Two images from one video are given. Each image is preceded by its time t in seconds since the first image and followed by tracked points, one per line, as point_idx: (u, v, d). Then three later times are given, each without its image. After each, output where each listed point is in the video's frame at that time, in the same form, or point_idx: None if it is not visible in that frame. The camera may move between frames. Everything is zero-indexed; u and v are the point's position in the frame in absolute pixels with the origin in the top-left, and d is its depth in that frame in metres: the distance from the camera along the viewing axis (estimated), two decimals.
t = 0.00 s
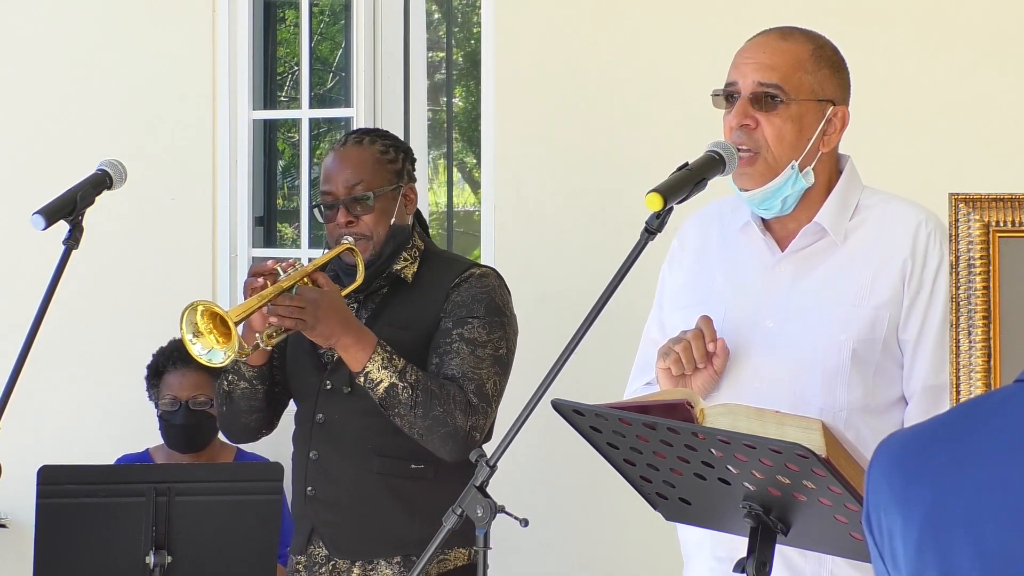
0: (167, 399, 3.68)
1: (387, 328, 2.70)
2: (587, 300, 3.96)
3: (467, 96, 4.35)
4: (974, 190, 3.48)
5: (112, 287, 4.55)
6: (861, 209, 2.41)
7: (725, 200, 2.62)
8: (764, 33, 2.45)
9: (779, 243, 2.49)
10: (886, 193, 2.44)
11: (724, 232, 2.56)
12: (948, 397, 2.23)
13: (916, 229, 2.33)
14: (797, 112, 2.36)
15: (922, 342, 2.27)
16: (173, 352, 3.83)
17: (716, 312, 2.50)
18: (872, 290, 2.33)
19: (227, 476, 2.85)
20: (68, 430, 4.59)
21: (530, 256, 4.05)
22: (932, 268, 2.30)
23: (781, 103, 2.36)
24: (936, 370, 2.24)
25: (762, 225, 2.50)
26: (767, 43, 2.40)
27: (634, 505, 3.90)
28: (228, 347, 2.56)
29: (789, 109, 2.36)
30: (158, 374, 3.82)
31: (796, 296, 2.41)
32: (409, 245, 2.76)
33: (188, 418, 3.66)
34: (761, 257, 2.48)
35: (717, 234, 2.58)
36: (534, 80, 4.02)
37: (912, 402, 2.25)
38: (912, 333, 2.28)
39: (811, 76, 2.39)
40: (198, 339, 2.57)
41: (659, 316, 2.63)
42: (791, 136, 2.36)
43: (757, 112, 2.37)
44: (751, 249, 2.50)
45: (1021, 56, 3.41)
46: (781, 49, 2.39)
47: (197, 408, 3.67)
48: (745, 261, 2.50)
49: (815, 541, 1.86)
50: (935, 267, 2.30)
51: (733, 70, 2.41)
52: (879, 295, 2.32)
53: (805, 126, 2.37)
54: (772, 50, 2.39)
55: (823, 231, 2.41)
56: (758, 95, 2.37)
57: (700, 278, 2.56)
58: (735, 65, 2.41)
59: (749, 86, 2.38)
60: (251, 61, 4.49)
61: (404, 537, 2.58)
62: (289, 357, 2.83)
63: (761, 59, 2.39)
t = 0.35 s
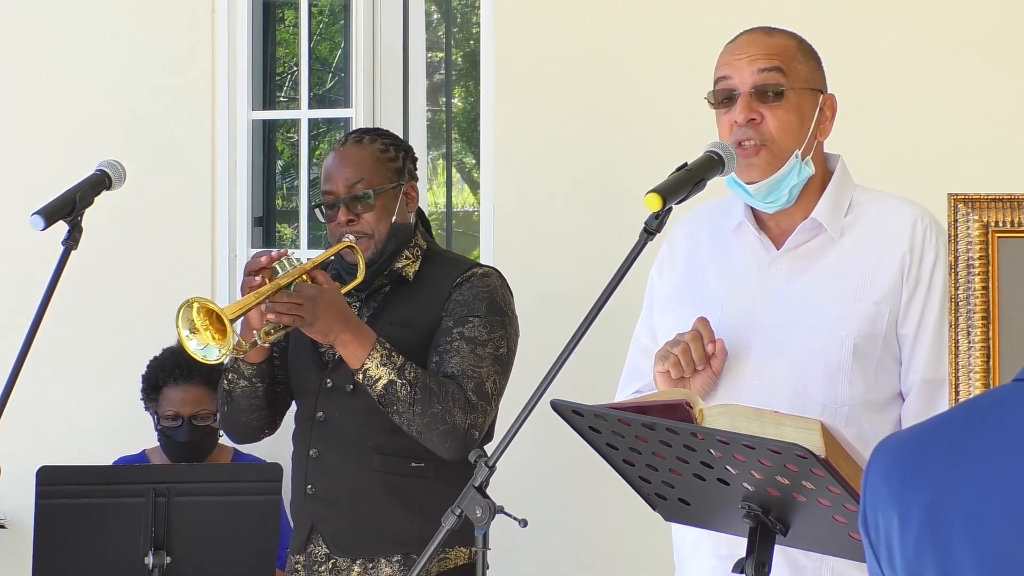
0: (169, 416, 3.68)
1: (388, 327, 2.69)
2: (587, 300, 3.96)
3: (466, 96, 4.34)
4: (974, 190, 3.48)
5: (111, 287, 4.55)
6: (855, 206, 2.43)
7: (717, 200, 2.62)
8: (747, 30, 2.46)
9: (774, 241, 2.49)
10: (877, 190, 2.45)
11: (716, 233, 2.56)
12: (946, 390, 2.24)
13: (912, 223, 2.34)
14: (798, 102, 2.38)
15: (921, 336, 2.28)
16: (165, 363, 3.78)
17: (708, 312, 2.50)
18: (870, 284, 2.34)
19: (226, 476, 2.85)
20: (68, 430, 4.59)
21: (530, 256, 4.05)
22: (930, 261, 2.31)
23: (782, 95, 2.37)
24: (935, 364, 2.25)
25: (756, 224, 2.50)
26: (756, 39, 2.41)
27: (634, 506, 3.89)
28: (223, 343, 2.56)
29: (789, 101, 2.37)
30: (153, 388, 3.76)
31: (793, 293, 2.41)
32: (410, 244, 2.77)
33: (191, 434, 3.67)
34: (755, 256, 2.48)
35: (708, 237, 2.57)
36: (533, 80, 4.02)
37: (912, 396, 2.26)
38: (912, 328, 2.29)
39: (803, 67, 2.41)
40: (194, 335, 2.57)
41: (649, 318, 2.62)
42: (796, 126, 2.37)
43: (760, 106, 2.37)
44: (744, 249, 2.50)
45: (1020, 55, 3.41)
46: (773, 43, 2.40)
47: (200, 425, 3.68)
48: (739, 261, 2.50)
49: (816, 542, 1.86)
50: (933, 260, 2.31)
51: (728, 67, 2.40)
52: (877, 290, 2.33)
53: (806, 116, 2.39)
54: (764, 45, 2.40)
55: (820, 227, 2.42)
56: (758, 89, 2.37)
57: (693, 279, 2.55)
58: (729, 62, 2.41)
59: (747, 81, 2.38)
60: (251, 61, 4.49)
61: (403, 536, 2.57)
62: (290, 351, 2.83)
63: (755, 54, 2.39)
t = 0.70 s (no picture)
0: (163, 413, 3.68)
1: (387, 328, 2.69)
2: (587, 300, 3.96)
3: (465, 96, 4.33)
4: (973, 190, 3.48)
5: (111, 287, 4.55)
6: (842, 202, 2.44)
7: (696, 206, 2.61)
8: (737, 29, 2.46)
9: (764, 237, 2.48)
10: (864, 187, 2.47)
11: (702, 234, 2.54)
12: (944, 380, 2.26)
13: (904, 214, 2.36)
14: (792, 99, 2.37)
15: (919, 327, 2.30)
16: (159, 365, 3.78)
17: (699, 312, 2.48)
18: (866, 275, 2.35)
19: (225, 476, 2.85)
20: (68, 430, 4.59)
21: (529, 256, 4.05)
22: (923, 251, 2.33)
23: (777, 93, 2.36)
24: (932, 353, 2.27)
25: (745, 222, 2.49)
26: (747, 38, 2.41)
27: (634, 506, 3.89)
28: (216, 344, 2.55)
29: (784, 98, 2.37)
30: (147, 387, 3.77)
31: (788, 289, 2.41)
32: (409, 244, 2.77)
33: (185, 431, 3.66)
34: (746, 255, 2.48)
35: (693, 239, 2.55)
36: (532, 80, 4.02)
37: (911, 386, 2.28)
38: (908, 318, 2.31)
39: (795, 66, 2.41)
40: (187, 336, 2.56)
41: (633, 320, 2.60)
42: (790, 123, 2.37)
43: (756, 104, 2.36)
44: (734, 249, 2.49)
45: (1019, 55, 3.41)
46: (765, 41, 2.40)
47: (194, 422, 3.66)
48: (729, 260, 2.49)
49: (815, 542, 1.86)
50: (926, 251, 2.33)
51: (722, 64, 2.40)
52: (873, 282, 2.34)
53: (799, 113, 2.39)
54: (756, 43, 2.40)
55: (812, 220, 2.42)
56: (752, 87, 2.36)
57: (681, 280, 2.53)
58: (721, 60, 2.40)
59: (741, 79, 2.37)
60: (250, 62, 4.49)
61: (402, 536, 2.57)
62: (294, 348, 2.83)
63: (748, 52, 2.39)
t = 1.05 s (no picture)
0: (160, 413, 3.68)
1: (383, 327, 2.70)
2: (585, 300, 3.96)
3: (464, 95, 4.33)
4: (972, 189, 3.48)
5: (110, 286, 4.55)
6: (833, 201, 2.44)
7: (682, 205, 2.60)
8: (728, 31, 2.46)
9: (756, 236, 2.47)
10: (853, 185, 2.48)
11: (691, 235, 2.54)
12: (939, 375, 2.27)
13: (895, 213, 2.38)
14: (785, 100, 2.37)
15: (913, 322, 2.31)
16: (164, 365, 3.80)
17: (693, 313, 2.48)
18: (861, 274, 2.36)
19: (224, 476, 2.85)
20: (67, 429, 4.59)
21: (528, 256, 4.05)
22: (915, 249, 2.34)
23: (771, 94, 2.36)
24: (926, 349, 2.28)
25: (736, 222, 2.48)
26: (740, 39, 2.41)
27: (634, 506, 3.89)
28: (203, 352, 2.56)
29: (778, 99, 2.37)
30: (148, 384, 3.81)
31: (783, 288, 2.41)
32: (405, 244, 2.77)
33: (180, 432, 3.64)
34: (739, 254, 2.47)
35: (684, 240, 2.54)
36: (531, 79, 4.02)
37: (905, 382, 2.29)
38: (903, 314, 2.32)
39: (788, 67, 2.41)
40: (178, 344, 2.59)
41: (624, 320, 2.59)
42: (784, 124, 2.37)
43: (751, 105, 2.36)
44: (725, 250, 2.48)
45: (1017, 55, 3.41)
46: (757, 43, 2.40)
47: (191, 423, 3.65)
48: (720, 260, 2.48)
49: (815, 541, 1.86)
50: (917, 250, 2.34)
51: (716, 66, 2.39)
52: (870, 279, 2.35)
53: (792, 115, 2.39)
54: (749, 44, 2.40)
55: (804, 217, 2.43)
56: (746, 88, 2.36)
57: (673, 280, 2.52)
58: (715, 62, 2.40)
59: (735, 80, 2.37)
60: (249, 61, 4.49)
61: (402, 535, 2.57)
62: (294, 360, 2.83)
63: (741, 53, 2.39)
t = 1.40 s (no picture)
0: (163, 422, 3.66)
1: (383, 325, 2.70)
2: (586, 299, 3.96)
3: (464, 95, 4.34)
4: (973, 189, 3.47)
5: (110, 285, 4.55)
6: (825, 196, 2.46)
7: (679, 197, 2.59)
8: (719, 29, 2.46)
9: (751, 231, 2.47)
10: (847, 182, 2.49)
11: (686, 231, 2.53)
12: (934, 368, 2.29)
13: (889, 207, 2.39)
14: (778, 95, 2.36)
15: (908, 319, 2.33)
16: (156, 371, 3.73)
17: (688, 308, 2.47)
18: (858, 268, 2.37)
19: (224, 475, 2.85)
20: (68, 429, 4.59)
21: (529, 255, 4.05)
22: (910, 243, 2.36)
23: (763, 90, 2.36)
24: (922, 343, 2.29)
25: (732, 217, 2.48)
26: (730, 36, 2.41)
27: (634, 505, 3.89)
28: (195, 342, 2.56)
29: (770, 95, 2.36)
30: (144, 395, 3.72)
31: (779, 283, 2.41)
32: (408, 243, 2.76)
33: (185, 440, 3.67)
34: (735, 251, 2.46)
35: (678, 237, 2.54)
36: (532, 79, 4.02)
37: (901, 376, 2.31)
38: (899, 309, 2.34)
39: (778, 63, 2.41)
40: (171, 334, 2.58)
41: (619, 314, 2.58)
42: (777, 120, 2.36)
43: (744, 101, 2.35)
44: (720, 246, 2.47)
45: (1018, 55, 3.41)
46: (748, 39, 2.40)
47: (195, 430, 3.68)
48: (715, 256, 2.48)
49: (816, 540, 1.86)
50: (912, 244, 2.36)
51: (708, 63, 2.39)
52: (867, 274, 2.35)
53: (785, 111, 2.38)
54: (740, 41, 2.39)
55: (800, 211, 2.43)
56: (738, 84, 2.36)
57: (667, 275, 2.52)
58: (706, 59, 2.40)
59: (727, 77, 2.37)
60: (249, 60, 4.48)
61: (406, 536, 2.57)
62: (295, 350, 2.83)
63: (732, 50, 2.38)
